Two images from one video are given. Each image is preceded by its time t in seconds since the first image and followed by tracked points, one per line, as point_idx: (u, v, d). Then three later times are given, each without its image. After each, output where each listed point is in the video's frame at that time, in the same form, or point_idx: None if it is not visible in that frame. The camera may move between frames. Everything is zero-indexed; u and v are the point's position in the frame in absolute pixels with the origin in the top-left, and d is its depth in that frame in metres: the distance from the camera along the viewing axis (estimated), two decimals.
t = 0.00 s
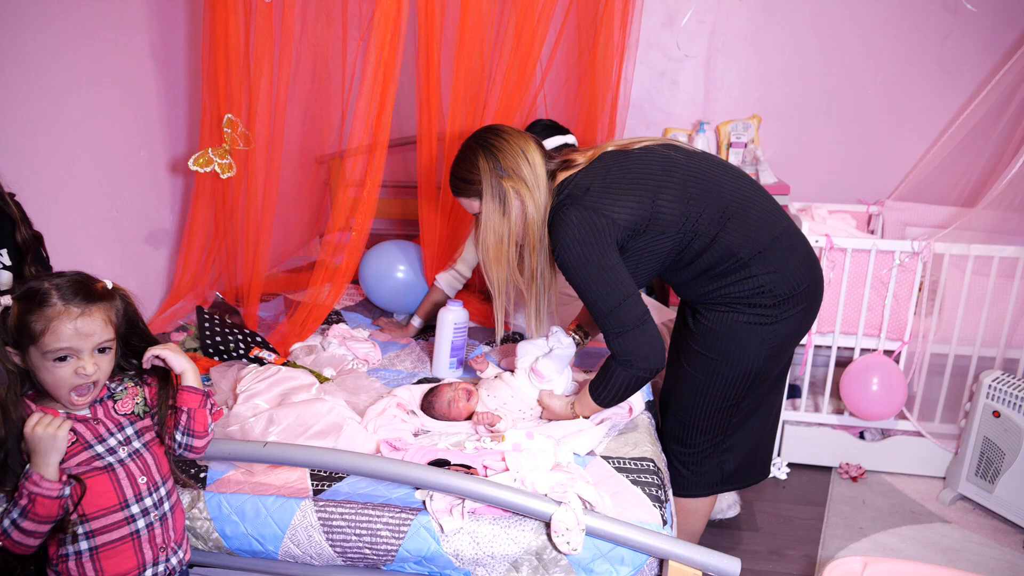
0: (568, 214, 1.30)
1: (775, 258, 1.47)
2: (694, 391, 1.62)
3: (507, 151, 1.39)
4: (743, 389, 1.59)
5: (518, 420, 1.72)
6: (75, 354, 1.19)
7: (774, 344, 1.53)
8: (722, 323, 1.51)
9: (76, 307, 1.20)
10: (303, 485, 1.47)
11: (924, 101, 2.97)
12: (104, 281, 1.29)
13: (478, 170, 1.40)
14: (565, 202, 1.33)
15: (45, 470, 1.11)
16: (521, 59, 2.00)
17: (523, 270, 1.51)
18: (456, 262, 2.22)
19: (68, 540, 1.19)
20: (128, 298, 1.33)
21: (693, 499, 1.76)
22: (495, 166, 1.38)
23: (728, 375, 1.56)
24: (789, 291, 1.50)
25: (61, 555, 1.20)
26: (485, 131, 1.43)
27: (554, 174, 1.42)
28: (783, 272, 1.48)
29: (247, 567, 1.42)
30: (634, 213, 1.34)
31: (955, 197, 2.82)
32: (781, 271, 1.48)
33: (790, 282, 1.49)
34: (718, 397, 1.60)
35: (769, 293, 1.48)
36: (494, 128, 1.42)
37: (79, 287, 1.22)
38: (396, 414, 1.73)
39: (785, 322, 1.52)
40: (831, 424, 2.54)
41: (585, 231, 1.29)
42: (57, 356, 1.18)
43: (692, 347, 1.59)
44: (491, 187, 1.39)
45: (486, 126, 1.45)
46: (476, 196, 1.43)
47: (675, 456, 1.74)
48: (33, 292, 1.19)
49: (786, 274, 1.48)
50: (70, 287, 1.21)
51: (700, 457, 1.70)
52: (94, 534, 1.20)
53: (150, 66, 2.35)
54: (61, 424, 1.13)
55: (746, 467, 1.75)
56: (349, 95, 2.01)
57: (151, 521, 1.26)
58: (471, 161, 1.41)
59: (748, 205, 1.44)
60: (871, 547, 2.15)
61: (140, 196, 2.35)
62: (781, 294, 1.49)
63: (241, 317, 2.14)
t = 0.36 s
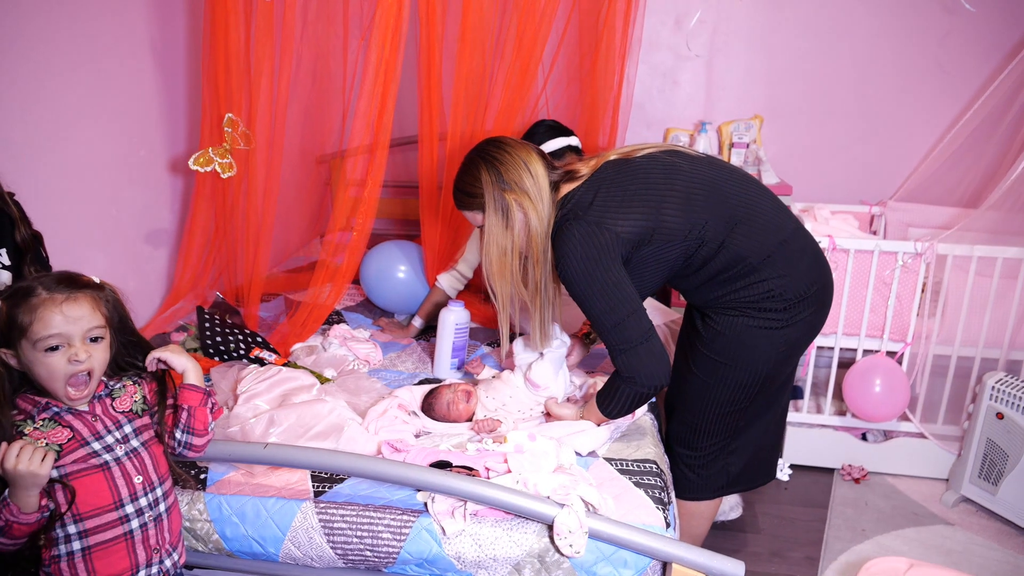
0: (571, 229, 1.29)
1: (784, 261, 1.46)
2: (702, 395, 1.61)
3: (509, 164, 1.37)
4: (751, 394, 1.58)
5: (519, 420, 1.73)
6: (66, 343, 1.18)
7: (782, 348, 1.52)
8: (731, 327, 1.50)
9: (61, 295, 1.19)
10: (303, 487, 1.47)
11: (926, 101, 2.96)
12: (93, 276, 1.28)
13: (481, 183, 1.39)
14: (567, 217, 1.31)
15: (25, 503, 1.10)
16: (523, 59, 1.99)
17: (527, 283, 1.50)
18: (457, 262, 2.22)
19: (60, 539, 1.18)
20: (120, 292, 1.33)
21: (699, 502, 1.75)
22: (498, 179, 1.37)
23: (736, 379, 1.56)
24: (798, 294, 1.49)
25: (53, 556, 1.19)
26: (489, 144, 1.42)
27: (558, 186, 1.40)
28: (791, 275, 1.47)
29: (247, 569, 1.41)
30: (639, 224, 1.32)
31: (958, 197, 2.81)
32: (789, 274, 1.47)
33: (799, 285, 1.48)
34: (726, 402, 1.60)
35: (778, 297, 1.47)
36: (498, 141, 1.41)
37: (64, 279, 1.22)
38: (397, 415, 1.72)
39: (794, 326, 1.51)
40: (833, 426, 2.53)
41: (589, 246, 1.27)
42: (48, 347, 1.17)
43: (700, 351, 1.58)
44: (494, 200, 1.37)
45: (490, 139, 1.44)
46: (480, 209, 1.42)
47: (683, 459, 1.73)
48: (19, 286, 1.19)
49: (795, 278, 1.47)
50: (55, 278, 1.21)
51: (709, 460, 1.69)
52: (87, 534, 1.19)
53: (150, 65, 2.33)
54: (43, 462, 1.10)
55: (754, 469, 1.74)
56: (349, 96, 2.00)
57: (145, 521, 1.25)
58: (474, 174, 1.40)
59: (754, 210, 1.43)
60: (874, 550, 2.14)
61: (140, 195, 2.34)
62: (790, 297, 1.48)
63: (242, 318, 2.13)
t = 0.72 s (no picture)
0: (580, 233, 1.28)
1: (794, 262, 1.45)
2: (710, 397, 1.60)
3: (516, 167, 1.37)
4: (760, 396, 1.57)
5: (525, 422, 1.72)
6: (67, 340, 1.17)
7: (792, 350, 1.52)
8: (741, 329, 1.49)
9: (59, 293, 1.20)
10: (308, 488, 1.46)
11: (933, 101, 2.94)
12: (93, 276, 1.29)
13: (487, 187, 1.39)
14: (577, 221, 1.30)
15: (31, 511, 1.10)
16: (527, 58, 1.98)
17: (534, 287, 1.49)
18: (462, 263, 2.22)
19: (60, 542, 1.18)
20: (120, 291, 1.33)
21: (706, 504, 1.74)
22: (504, 182, 1.36)
23: (745, 381, 1.55)
24: (809, 296, 1.48)
25: (52, 558, 1.19)
26: (495, 148, 1.41)
27: (564, 190, 1.40)
28: (802, 276, 1.46)
29: (252, 570, 1.41)
30: (649, 227, 1.32)
31: (964, 198, 2.80)
32: (800, 275, 1.46)
33: (809, 286, 1.47)
34: (736, 404, 1.59)
35: (789, 298, 1.46)
36: (504, 145, 1.41)
37: (63, 277, 1.22)
38: (401, 416, 1.72)
39: (805, 327, 1.51)
40: (839, 427, 2.52)
41: (598, 250, 1.27)
42: (49, 345, 1.16)
43: (709, 352, 1.57)
44: (501, 204, 1.37)
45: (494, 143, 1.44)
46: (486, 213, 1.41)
47: (689, 462, 1.72)
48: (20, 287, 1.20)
49: (805, 279, 1.47)
50: (54, 277, 1.22)
51: (716, 463, 1.69)
52: (86, 539, 1.19)
53: (154, 64, 2.33)
54: (55, 473, 1.09)
55: (761, 471, 1.74)
56: (354, 95, 1.99)
57: (144, 526, 1.25)
58: (479, 177, 1.40)
59: (764, 211, 1.42)
60: (879, 551, 2.13)
61: (145, 195, 2.34)
62: (801, 298, 1.47)
63: (246, 318, 2.12)
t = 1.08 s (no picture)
0: (595, 234, 1.28)
1: (805, 263, 1.45)
2: (720, 397, 1.60)
3: (528, 168, 1.38)
4: (770, 396, 1.57)
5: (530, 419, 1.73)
6: (77, 339, 1.18)
7: (804, 350, 1.52)
8: (752, 329, 1.49)
9: (69, 291, 1.21)
10: (317, 487, 1.47)
11: (943, 101, 2.93)
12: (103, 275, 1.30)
13: (499, 188, 1.39)
14: (593, 221, 1.30)
15: (46, 519, 1.10)
16: (535, 59, 1.99)
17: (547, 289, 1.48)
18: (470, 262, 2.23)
19: (69, 543, 1.19)
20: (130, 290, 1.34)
21: (714, 504, 1.74)
22: (517, 182, 1.37)
23: (756, 382, 1.55)
24: (820, 296, 1.48)
25: (60, 557, 1.20)
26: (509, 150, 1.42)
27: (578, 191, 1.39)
28: (813, 276, 1.46)
29: (261, 568, 1.42)
30: (665, 227, 1.31)
31: (974, 198, 2.79)
32: (812, 276, 1.46)
33: (821, 286, 1.48)
34: (745, 403, 1.59)
35: (801, 297, 1.46)
36: (518, 146, 1.41)
37: (72, 276, 1.24)
38: (410, 416, 1.72)
39: (816, 327, 1.51)
40: (847, 428, 2.51)
41: (614, 251, 1.26)
42: (59, 344, 1.17)
43: (719, 352, 1.57)
44: (513, 205, 1.37)
45: (509, 145, 1.45)
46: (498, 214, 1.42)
47: (695, 462, 1.72)
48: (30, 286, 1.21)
49: (817, 279, 1.47)
50: (64, 275, 1.23)
51: (724, 462, 1.69)
52: (94, 540, 1.20)
53: (164, 65, 2.35)
54: (69, 486, 1.09)
55: (768, 471, 1.73)
56: (362, 97, 1.99)
57: (152, 528, 1.25)
58: (492, 178, 1.40)
59: (777, 211, 1.42)
60: (887, 553, 2.13)
61: (155, 195, 2.36)
62: (812, 298, 1.47)
63: (255, 317, 2.13)
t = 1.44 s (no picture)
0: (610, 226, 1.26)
1: (811, 259, 1.47)
2: (725, 392, 1.61)
3: (544, 162, 1.38)
4: (775, 390, 1.58)
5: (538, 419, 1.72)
6: (84, 339, 1.19)
7: (810, 345, 1.53)
8: (758, 323, 1.50)
9: (76, 291, 1.22)
10: (323, 485, 1.48)
11: (949, 101, 2.93)
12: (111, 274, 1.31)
13: (513, 182, 1.39)
14: (609, 215, 1.28)
15: (55, 522, 1.12)
16: (539, 58, 1.99)
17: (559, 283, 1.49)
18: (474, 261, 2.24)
19: (74, 540, 1.20)
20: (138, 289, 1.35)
21: (718, 500, 1.74)
22: (532, 177, 1.37)
23: (761, 376, 1.55)
24: (824, 291, 1.49)
25: (65, 554, 1.21)
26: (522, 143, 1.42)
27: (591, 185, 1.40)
28: (818, 272, 1.48)
29: (267, 566, 1.43)
30: (677, 220, 1.31)
31: (980, 198, 2.78)
32: (817, 271, 1.48)
33: (826, 282, 1.49)
34: (750, 398, 1.59)
35: (807, 293, 1.47)
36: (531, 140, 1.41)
37: (80, 275, 1.25)
38: (416, 414, 1.73)
39: (821, 322, 1.52)
40: (851, 429, 2.52)
41: (628, 243, 1.24)
42: (68, 343, 1.18)
43: (725, 347, 1.57)
44: (528, 199, 1.37)
45: (520, 138, 1.44)
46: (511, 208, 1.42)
47: (700, 457, 1.72)
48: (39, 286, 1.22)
49: (821, 275, 1.48)
50: (73, 275, 1.24)
51: (729, 457, 1.69)
52: (99, 538, 1.21)
53: (172, 66, 2.36)
54: (78, 493, 1.11)
55: (771, 464, 1.74)
56: (368, 98, 1.99)
57: (156, 528, 1.26)
58: (506, 171, 1.40)
59: (784, 207, 1.43)
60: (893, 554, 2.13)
61: (162, 195, 2.37)
62: (816, 293, 1.48)
63: (261, 317, 2.16)
